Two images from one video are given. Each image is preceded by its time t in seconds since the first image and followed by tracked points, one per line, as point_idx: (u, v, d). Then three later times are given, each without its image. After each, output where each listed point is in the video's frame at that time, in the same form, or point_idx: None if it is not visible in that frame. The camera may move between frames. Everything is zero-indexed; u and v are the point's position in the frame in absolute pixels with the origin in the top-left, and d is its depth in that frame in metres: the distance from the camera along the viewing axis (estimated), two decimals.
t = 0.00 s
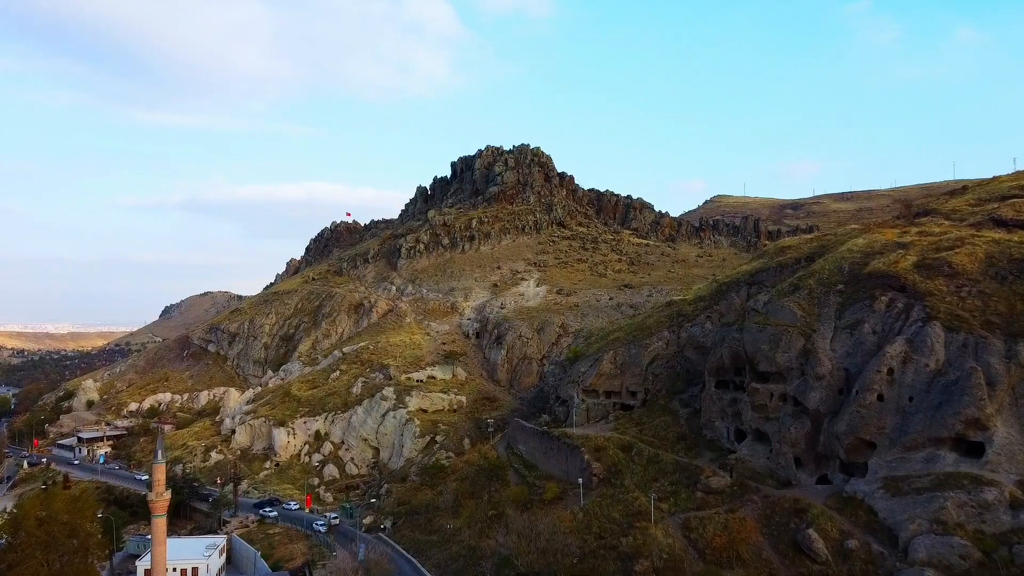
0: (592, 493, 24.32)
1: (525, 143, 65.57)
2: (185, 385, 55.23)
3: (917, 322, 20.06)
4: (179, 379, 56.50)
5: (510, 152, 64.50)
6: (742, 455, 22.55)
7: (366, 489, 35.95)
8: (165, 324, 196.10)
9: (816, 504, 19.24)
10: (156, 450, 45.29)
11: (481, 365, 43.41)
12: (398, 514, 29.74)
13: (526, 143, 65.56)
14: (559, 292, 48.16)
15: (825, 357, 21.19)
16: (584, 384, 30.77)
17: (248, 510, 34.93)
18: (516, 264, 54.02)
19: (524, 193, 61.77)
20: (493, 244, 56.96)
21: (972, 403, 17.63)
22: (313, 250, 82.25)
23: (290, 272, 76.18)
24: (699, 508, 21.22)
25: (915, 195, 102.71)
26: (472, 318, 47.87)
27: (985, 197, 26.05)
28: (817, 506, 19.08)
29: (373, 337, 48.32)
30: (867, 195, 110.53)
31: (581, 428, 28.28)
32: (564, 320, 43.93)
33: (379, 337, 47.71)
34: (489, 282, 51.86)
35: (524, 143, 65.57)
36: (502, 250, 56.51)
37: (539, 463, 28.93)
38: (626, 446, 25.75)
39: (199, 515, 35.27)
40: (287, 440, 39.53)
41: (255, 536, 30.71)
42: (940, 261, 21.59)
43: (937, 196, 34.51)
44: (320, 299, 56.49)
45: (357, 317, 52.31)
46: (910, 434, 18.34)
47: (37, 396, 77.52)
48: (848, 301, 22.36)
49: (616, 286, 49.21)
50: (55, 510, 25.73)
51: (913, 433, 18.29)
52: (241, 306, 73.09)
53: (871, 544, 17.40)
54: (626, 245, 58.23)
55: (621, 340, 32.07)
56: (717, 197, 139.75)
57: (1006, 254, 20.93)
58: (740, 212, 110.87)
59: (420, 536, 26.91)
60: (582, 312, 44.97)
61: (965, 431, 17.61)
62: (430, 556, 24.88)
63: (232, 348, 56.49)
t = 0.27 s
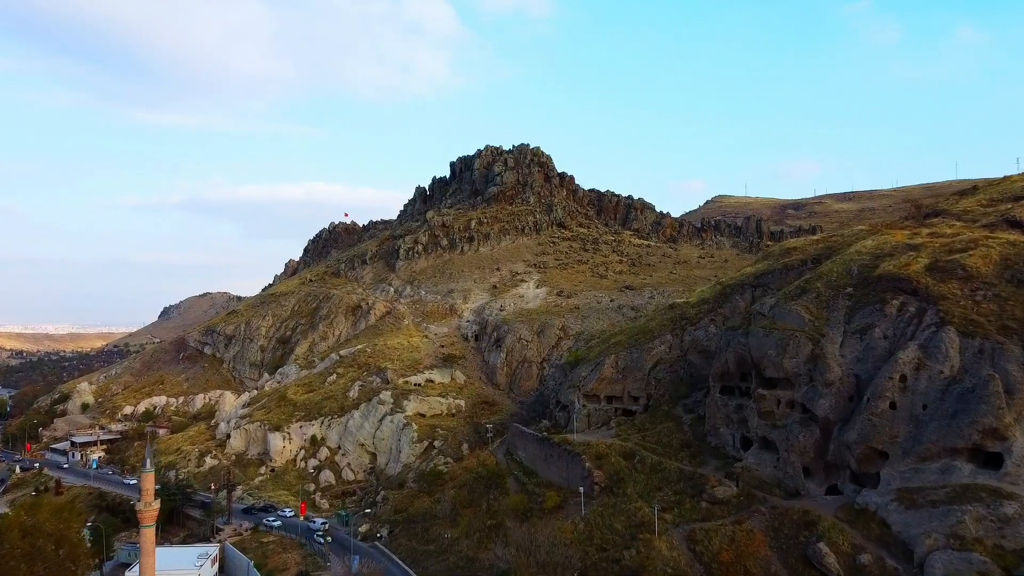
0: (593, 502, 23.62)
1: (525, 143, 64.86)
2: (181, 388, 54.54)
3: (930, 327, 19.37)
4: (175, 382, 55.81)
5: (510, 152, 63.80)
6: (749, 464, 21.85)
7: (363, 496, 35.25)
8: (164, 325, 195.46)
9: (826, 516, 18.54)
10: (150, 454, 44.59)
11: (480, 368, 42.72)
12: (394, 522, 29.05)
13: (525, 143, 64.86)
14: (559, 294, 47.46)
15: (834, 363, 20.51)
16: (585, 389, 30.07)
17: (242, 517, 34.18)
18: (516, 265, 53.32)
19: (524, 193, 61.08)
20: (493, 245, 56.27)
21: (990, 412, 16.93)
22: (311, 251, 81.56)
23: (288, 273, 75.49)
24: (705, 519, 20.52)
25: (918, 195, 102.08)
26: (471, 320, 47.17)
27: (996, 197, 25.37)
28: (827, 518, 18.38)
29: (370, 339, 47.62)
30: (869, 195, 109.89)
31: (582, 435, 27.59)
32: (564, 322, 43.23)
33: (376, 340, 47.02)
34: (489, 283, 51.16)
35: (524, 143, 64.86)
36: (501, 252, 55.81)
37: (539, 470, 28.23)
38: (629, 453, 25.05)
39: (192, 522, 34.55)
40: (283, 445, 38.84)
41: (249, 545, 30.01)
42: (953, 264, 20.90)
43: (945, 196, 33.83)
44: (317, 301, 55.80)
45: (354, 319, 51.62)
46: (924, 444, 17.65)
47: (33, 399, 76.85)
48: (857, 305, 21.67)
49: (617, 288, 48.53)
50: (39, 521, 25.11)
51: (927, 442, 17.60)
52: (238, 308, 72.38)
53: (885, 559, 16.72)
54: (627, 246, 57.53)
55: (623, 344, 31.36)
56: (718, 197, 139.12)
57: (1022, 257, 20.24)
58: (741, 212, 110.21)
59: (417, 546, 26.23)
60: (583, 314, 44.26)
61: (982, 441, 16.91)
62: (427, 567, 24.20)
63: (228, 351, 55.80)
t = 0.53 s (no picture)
0: (596, 517, 22.62)
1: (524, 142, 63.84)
2: (174, 393, 53.53)
3: (951, 334, 18.38)
4: (168, 387, 54.79)
5: (509, 151, 62.79)
6: (758, 477, 20.84)
7: (358, 505, 34.25)
8: (163, 326, 194.50)
9: (842, 535, 17.54)
10: (141, 461, 43.57)
11: (478, 373, 41.69)
12: (389, 535, 28.03)
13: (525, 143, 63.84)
14: (559, 296, 46.47)
15: (848, 372, 19.50)
16: (586, 396, 29.05)
17: (233, 528, 33.10)
18: (516, 267, 52.25)
19: (523, 194, 60.07)
20: (492, 246, 55.28)
21: (1018, 426, 15.93)
22: (308, 252, 80.54)
23: (284, 275, 74.47)
24: (713, 536, 19.52)
25: (921, 195, 101.15)
26: (469, 324, 46.17)
27: (1015, 198, 24.38)
28: (843, 537, 17.37)
29: (366, 343, 46.63)
30: (872, 195, 108.96)
31: (583, 444, 26.59)
32: (565, 325, 42.24)
33: (373, 343, 46.03)
34: (487, 286, 50.14)
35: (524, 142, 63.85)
36: (500, 253, 54.81)
37: (539, 481, 27.22)
38: (632, 464, 24.05)
39: (181, 533, 33.51)
40: (276, 453, 37.84)
41: (239, 558, 28.99)
42: (974, 268, 19.90)
43: (956, 196, 32.85)
44: (312, 304, 54.81)
45: (350, 322, 50.62)
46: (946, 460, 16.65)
47: (25, 403, 75.82)
48: (872, 311, 20.68)
49: (619, 290, 47.55)
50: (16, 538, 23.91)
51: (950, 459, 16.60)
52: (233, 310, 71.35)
53: None
54: (628, 247, 56.53)
55: (625, 349, 30.34)
56: (719, 197, 138.16)
57: None
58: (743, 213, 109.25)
59: (412, 561, 25.23)
60: (583, 317, 43.27)
61: (1010, 457, 15.91)
62: None
63: (222, 354, 54.78)
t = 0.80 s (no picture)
0: (598, 532, 21.59)
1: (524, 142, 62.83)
2: (167, 397, 52.51)
3: (973, 342, 17.41)
4: (161, 391, 53.78)
5: (508, 151, 61.78)
6: (768, 492, 19.84)
7: (352, 515, 33.24)
8: (161, 327, 193.56)
9: (859, 556, 16.53)
10: (131, 468, 42.55)
11: (476, 378, 40.65)
12: (383, 547, 27.00)
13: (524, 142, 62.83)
14: (559, 299, 45.48)
15: (864, 382, 18.52)
16: (587, 403, 28.05)
17: (222, 539, 32.03)
18: (515, 268, 51.21)
19: (523, 194, 59.05)
20: (491, 247, 54.27)
21: None
22: (305, 253, 79.56)
23: (280, 276, 73.44)
24: (721, 555, 18.51)
25: (925, 195, 100.16)
26: (467, 327, 45.17)
27: None
28: (861, 559, 16.36)
29: (362, 347, 45.61)
30: (875, 195, 108.04)
31: (584, 454, 25.60)
32: (565, 329, 41.23)
33: (368, 347, 45.02)
34: (486, 288, 49.12)
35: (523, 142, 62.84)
36: (499, 254, 53.80)
37: (538, 492, 26.21)
38: (636, 476, 23.04)
39: (169, 544, 32.47)
40: (268, 460, 36.85)
41: (227, 570, 27.95)
42: (996, 272, 18.92)
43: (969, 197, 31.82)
44: (308, 306, 53.81)
45: (346, 325, 49.63)
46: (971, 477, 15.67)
47: (18, 406, 74.83)
48: (888, 317, 19.70)
49: (620, 292, 46.57)
50: None
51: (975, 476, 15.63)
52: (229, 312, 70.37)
53: None
54: (630, 248, 55.51)
55: (627, 354, 29.33)
56: (721, 197, 137.17)
57: None
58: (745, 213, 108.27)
59: None
60: (584, 320, 42.26)
61: None
62: None
63: (216, 357, 53.77)
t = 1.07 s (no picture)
0: (600, 549, 20.60)
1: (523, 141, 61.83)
2: (159, 401, 51.50)
3: (999, 352, 16.44)
4: (153, 395, 52.77)
5: (508, 150, 60.78)
6: (779, 507, 18.85)
7: (346, 524, 32.26)
8: (159, 328, 192.50)
9: None
10: (121, 474, 41.54)
11: (473, 382, 39.63)
12: (376, 560, 25.98)
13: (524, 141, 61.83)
14: (559, 301, 44.48)
15: (881, 392, 17.55)
16: (588, 411, 27.06)
17: (212, 550, 30.99)
18: (514, 270, 50.19)
19: (522, 194, 58.07)
20: (489, 248, 53.29)
21: None
22: (301, 254, 78.56)
23: (276, 278, 72.40)
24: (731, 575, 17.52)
25: (929, 195, 99.23)
26: (465, 330, 44.18)
27: None
28: None
29: (358, 350, 44.61)
30: (877, 196, 107.11)
31: (585, 464, 24.60)
32: (565, 332, 40.23)
33: (364, 351, 44.01)
34: (484, 290, 48.11)
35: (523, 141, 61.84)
36: (498, 256, 52.79)
37: (537, 503, 25.21)
38: (640, 488, 22.05)
39: (157, 555, 31.43)
40: (261, 468, 35.86)
41: None
42: (1021, 276, 17.96)
43: (982, 198, 30.87)
44: (303, 309, 52.81)
45: (342, 328, 48.65)
46: (999, 496, 14.70)
47: (10, 409, 73.78)
48: (906, 324, 18.73)
49: (621, 294, 45.62)
50: None
51: (1004, 495, 14.66)
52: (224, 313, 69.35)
53: None
54: (631, 249, 54.51)
55: (629, 359, 28.33)
56: (722, 197, 136.22)
57: None
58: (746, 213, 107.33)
59: None
60: (585, 324, 41.25)
61: None
62: None
63: (209, 360, 52.76)
